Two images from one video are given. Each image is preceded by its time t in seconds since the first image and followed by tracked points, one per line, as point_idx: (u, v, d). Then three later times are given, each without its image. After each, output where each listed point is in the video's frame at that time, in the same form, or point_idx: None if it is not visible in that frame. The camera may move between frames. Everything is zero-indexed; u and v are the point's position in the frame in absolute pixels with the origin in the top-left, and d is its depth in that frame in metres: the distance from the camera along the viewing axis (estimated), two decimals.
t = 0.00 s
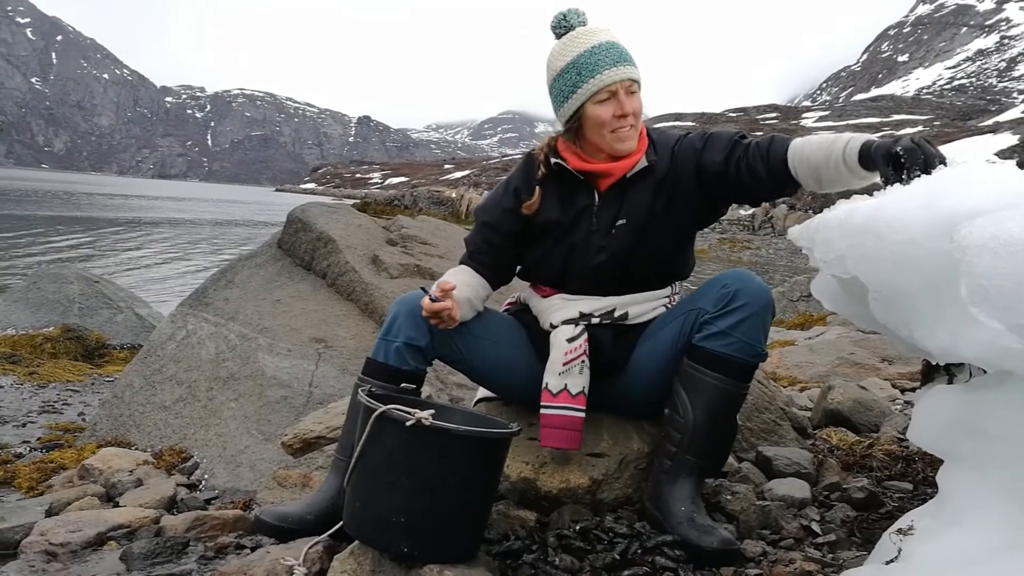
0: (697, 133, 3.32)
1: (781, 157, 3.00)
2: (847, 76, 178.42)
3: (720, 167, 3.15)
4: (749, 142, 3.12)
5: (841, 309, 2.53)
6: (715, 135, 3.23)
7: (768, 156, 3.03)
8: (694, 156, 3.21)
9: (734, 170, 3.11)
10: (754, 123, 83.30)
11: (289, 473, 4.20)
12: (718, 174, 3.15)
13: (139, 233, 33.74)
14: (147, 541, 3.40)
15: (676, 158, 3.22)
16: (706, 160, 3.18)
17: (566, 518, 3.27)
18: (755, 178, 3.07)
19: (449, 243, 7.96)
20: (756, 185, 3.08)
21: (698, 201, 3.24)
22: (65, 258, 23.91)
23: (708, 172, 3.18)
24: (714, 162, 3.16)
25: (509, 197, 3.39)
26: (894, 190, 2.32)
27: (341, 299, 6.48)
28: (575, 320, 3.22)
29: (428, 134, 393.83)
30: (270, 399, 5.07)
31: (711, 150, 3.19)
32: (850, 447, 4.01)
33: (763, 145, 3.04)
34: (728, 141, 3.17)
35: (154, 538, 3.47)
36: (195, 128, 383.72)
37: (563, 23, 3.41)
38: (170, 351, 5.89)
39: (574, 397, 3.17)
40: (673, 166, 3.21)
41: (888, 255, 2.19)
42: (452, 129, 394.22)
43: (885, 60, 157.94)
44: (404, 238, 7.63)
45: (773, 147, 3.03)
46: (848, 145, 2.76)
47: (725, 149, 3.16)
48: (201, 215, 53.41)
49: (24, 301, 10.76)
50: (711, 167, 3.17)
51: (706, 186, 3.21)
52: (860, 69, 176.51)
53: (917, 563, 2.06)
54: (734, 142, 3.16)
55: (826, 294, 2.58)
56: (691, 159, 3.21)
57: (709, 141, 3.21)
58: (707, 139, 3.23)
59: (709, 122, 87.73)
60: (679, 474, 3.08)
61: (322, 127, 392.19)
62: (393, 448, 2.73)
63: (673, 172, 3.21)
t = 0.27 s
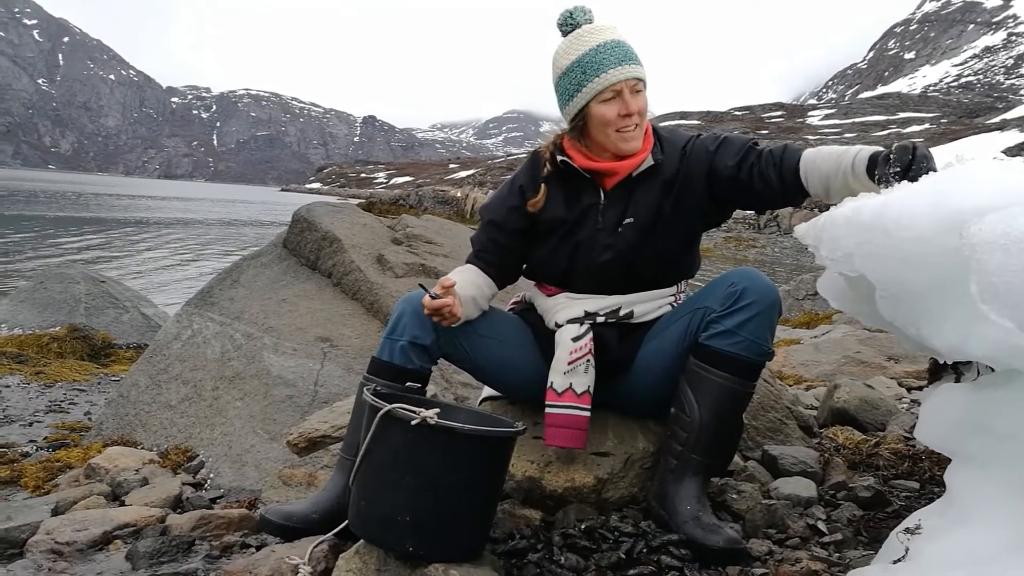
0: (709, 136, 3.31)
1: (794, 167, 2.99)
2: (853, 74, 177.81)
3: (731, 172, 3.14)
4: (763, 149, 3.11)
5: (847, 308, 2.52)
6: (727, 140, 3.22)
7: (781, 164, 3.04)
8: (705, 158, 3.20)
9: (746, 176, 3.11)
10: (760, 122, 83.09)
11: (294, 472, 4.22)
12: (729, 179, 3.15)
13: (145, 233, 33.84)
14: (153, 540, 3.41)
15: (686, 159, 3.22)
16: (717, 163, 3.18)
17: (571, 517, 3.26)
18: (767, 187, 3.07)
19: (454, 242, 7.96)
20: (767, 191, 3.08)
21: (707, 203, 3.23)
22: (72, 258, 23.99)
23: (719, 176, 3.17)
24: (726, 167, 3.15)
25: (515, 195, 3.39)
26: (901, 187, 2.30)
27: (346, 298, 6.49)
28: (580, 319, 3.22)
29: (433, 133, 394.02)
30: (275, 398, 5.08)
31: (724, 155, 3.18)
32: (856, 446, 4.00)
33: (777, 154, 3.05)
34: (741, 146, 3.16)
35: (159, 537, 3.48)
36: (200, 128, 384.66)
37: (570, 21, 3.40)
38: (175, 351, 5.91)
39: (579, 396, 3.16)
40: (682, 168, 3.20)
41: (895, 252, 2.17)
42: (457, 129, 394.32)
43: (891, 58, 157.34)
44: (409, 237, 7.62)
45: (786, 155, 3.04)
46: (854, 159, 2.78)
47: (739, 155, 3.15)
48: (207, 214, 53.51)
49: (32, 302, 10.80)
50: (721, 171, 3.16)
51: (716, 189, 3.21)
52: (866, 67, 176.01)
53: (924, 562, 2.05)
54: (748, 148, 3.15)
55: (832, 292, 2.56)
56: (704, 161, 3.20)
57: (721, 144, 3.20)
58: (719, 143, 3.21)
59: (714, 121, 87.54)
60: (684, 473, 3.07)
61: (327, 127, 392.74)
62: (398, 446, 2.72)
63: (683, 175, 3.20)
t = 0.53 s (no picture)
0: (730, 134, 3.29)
1: (818, 166, 3.00)
2: (873, 69, 175.93)
3: (756, 170, 3.13)
4: (786, 147, 3.11)
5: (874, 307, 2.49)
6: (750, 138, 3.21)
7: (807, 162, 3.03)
8: (728, 156, 3.18)
9: (771, 175, 3.10)
10: (779, 117, 82.43)
11: (317, 471, 4.24)
12: (753, 177, 3.14)
13: (167, 233, 34.17)
14: (179, 538, 3.44)
15: (708, 157, 3.20)
16: (739, 161, 3.16)
17: (594, 517, 3.25)
18: (792, 185, 3.07)
19: (473, 241, 7.96)
20: (792, 189, 3.07)
21: (730, 203, 3.22)
22: (95, 258, 24.27)
23: (742, 175, 3.16)
24: (752, 166, 3.13)
25: (533, 196, 3.37)
26: (929, 184, 2.27)
27: (366, 298, 6.51)
28: (600, 319, 3.20)
29: (450, 132, 394.61)
30: (297, 397, 5.10)
31: (747, 153, 3.16)
32: (882, 445, 3.95)
33: (801, 151, 3.05)
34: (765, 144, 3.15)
35: (185, 535, 3.51)
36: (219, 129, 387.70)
37: (587, 21, 3.38)
38: (198, 350, 5.96)
39: (601, 397, 3.15)
40: (705, 167, 3.18)
41: (924, 250, 2.14)
42: (473, 127, 394.65)
43: (912, 52, 155.47)
44: (428, 236, 7.63)
45: (810, 153, 3.04)
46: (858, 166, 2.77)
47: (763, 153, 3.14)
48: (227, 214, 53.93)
49: (57, 301, 10.93)
50: (745, 170, 3.15)
51: (739, 188, 3.19)
52: (887, 62, 174.24)
53: (956, 564, 2.01)
54: (772, 146, 3.14)
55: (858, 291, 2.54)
56: (726, 161, 3.18)
57: (744, 142, 3.19)
58: (742, 140, 3.20)
59: (732, 117, 86.94)
60: (708, 473, 3.05)
61: (345, 127, 394.52)
62: (421, 446, 2.72)
63: (706, 173, 3.18)
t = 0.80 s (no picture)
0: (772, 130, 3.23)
1: (860, 161, 2.91)
2: (913, 57, 172.14)
3: (798, 167, 3.06)
4: (829, 142, 3.04)
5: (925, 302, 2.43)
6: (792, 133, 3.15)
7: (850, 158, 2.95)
8: (770, 152, 3.13)
9: (813, 171, 3.03)
10: (816, 109, 81.12)
11: (360, 470, 4.27)
12: (795, 173, 3.07)
13: (207, 235, 34.80)
14: (228, 537, 3.49)
15: (750, 154, 3.15)
16: (781, 157, 3.10)
17: (639, 517, 3.23)
18: (832, 183, 3.00)
19: (510, 239, 7.97)
20: (835, 186, 3.00)
21: (771, 200, 3.16)
22: (139, 260, 24.82)
23: (785, 170, 3.10)
24: (794, 161, 3.07)
25: (573, 193, 3.34)
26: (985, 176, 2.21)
27: (405, 297, 6.55)
28: (642, 318, 3.17)
29: (482, 130, 395.40)
30: (340, 396, 5.15)
31: (789, 149, 3.10)
32: (934, 444, 3.86)
33: (843, 146, 2.97)
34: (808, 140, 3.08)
35: (233, 534, 3.56)
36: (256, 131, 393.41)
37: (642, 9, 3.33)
38: (241, 350, 6.05)
39: (644, 397, 3.12)
40: (747, 164, 3.14)
41: (986, 244, 2.09)
42: (506, 124, 394.90)
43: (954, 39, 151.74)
44: (465, 235, 7.66)
45: (853, 148, 2.96)
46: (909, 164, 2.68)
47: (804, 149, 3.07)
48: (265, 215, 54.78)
49: (104, 303, 11.20)
50: (788, 165, 3.09)
51: (782, 184, 3.13)
52: (928, 50, 170.33)
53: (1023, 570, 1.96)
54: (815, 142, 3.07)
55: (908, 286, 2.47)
56: (767, 157, 3.13)
57: (787, 138, 3.13)
58: (785, 137, 3.14)
59: (768, 109, 85.77)
60: (756, 472, 3.00)
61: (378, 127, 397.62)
62: (466, 447, 2.72)
63: (746, 170, 3.14)
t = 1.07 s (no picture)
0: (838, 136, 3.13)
1: (933, 167, 2.83)
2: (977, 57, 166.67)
3: (866, 174, 2.96)
4: (898, 148, 2.93)
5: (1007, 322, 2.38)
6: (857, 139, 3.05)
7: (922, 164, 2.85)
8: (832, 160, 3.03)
9: (884, 177, 2.93)
10: (875, 112, 79.16)
11: (418, 480, 4.27)
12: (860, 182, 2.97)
13: (264, 242, 35.59)
14: (289, 544, 3.54)
15: (813, 162, 3.06)
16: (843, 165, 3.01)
17: (701, 535, 3.17)
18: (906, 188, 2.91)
19: (564, 247, 7.94)
20: (905, 192, 2.91)
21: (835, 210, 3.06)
22: (199, 266, 25.51)
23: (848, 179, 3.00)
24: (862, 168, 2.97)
25: (628, 204, 3.31)
26: None
27: (459, 305, 6.57)
28: (702, 332, 3.12)
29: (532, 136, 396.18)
30: (396, 404, 5.18)
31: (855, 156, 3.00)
32: (1011, 465, 3.70)
33: (916, 150, 2.87)
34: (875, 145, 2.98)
35: (294, 541, 3.60)
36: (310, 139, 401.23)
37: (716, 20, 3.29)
38: (299, 357, 6.14)
39: (704, 413, 3.05)
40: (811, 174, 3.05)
41: None
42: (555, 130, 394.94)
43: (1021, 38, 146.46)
44: (519, 243, 7.66)
45: (926, 152, 2.86)
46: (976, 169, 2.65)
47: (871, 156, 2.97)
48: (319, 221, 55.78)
49: (167, 308, 11.52)
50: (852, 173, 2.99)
51: (846, 194, 3.03)
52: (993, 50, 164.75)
53: None
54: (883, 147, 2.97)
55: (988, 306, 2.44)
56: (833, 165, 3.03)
57: (851, 146, 3.03)
58: (850, 143, 3.05)
59: (824, 113, 84.01)
60: (821, 491, 2.91)
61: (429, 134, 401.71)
62: (525, 461, 2.71)
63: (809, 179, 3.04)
